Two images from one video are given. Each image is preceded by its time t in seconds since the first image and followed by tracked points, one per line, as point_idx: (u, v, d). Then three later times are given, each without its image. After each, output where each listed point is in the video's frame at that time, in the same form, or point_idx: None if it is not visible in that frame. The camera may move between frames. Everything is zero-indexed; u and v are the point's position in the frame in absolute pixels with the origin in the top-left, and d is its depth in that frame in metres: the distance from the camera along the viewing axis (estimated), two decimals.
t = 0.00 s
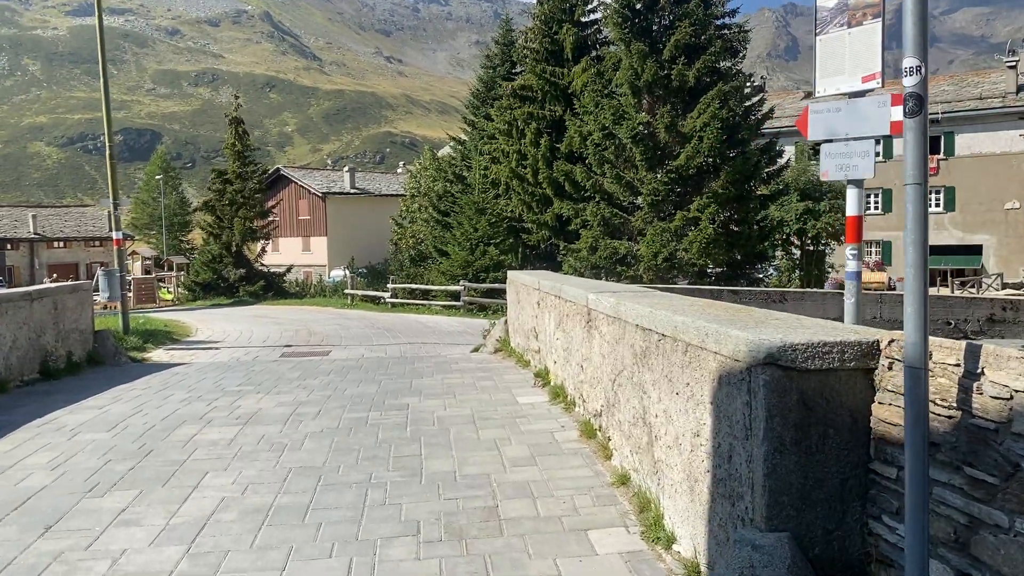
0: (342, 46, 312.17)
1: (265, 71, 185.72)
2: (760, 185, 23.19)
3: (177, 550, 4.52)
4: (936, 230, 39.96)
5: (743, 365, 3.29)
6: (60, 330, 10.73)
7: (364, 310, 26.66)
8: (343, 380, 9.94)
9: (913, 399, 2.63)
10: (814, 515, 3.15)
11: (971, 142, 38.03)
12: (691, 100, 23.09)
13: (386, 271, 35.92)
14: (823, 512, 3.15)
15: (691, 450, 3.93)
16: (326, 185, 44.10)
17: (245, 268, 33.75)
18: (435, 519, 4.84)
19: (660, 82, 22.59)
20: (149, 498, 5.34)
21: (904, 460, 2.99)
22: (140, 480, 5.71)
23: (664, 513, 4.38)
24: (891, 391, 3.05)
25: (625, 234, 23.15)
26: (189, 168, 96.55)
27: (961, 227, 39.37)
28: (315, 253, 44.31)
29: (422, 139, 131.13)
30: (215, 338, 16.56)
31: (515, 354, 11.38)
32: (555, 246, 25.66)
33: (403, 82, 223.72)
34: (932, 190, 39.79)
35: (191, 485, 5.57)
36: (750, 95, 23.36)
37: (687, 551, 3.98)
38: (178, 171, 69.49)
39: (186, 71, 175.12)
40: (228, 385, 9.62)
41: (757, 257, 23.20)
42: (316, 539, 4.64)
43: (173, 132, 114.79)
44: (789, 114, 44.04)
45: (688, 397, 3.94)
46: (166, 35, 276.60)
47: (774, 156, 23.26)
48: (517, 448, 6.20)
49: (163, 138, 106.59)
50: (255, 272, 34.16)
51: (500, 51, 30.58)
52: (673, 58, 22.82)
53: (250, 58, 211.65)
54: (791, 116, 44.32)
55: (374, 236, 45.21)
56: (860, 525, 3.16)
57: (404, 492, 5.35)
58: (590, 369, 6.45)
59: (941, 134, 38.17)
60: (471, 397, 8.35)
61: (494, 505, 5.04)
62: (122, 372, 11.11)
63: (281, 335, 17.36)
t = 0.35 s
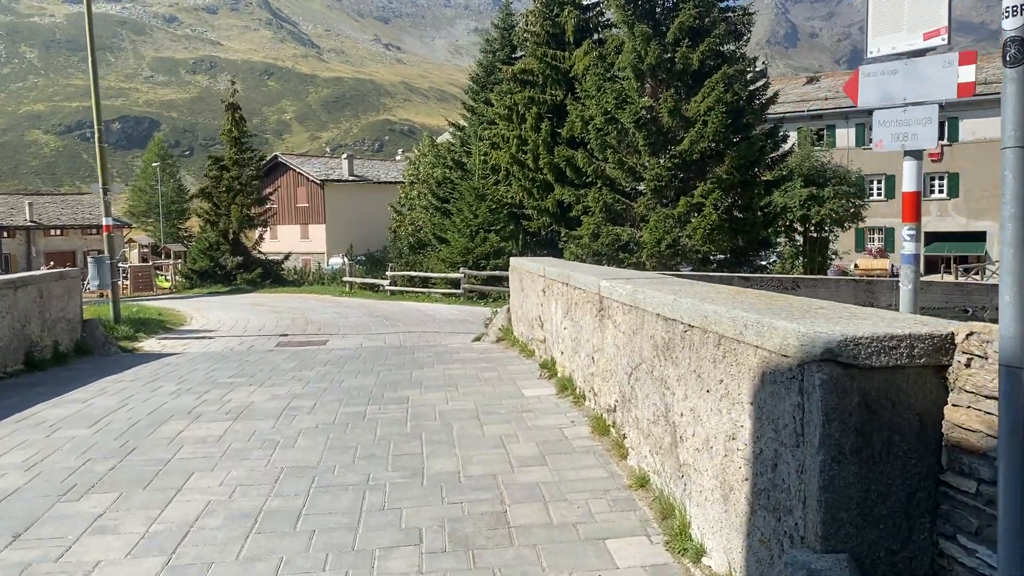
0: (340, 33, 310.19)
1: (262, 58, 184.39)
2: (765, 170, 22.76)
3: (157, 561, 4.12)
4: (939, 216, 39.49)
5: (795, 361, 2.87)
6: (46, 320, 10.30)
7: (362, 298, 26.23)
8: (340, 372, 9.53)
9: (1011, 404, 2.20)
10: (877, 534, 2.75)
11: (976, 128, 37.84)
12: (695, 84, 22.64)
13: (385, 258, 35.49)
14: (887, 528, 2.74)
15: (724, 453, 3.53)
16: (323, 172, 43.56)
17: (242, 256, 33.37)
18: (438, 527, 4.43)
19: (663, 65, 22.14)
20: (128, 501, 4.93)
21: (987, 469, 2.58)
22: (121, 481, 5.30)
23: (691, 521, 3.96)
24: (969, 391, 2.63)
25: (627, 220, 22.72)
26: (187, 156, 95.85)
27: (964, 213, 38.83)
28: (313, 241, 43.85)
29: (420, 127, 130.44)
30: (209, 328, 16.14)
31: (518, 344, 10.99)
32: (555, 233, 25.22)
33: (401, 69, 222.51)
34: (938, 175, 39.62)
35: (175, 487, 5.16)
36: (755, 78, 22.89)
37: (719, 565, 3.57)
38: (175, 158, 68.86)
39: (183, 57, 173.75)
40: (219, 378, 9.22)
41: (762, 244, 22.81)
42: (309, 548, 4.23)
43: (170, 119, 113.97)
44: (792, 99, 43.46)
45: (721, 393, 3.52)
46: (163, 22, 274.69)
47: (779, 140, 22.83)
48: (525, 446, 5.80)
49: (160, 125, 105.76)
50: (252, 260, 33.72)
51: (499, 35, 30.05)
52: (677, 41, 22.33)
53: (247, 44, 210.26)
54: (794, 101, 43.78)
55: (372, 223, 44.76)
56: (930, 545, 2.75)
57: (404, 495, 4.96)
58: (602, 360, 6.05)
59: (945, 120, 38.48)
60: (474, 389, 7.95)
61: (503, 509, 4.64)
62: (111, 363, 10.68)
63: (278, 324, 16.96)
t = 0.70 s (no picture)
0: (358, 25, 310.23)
1: (282, 50, 184.74)
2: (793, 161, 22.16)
3: None
4: (970, 209, 38.68)
5: (892, 406, 2.39)
6: (57, 321, 10.00)
7: (381, 293, 25.90)
8: (359, 378, 9.16)
9: None
10: None
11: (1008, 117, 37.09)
12: (722, 74, 22.07)
13: (403, 252, 35.20)
14: None
15: (795, 500, 3.05)
16: (342, 165, 43.32)
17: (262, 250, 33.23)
18: (466, 565, 4.01)
19: (688, 54, 21.61)
20: (131, 531, 4.57)
21: None
22: (124, 507, 4.94)
23: (751, 569, 3.51)
24: None
25: (651, 213, 22.17)
26: (208, 148, 96.20)
27: (996, 205, 38.17)
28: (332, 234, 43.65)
29: (439, 119, 130.23)
30: (226, 325, 15.86)
31: (542, 346, 10.58)
32: (577, 226, 24.70)
33: (420, 61, 222.31)
34: (967, 167, 38.67)
35: (180, 514, 4.81)
36: (783, 67, 22.27)
37: None
38: (195, 151, 69.00)
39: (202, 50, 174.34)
40: (234, 384, 8.88)
41: (790, 237, 22.20)
42: None
43: (191, 112, 114.41)
44: (817, 89, 42.52)
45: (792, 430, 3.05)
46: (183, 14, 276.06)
47: (808, 131, 22.22)
48: (557, 469, 5.39)
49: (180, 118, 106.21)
50: (272, 254, 33.56)
51: (519, 24, 29.64)
52: (703, 29, 21.74)
53: (267, 36, 210.91)
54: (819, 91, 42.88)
55: (391, 216, 44.48)
56: None
57: (426, 526, 4.54)
58: (640, 374, 5.62)
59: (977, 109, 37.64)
60: (498, 398, 7.57)
61: (537, 545, 4.22)
62: (124, 366, 10.38)
63: (297, 321, 16.68)
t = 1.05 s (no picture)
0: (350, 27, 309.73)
1: (272, 51, 183.94)
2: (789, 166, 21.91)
3: None
4: (961, 217, 38.50)
5: (994, 443, 2.02)
6: (34, 324, 9.54)
7: (371, 297, 25.45)
8: (351, 387, 8.77)
9: None
10: None
11: (1001, 124, 36.74)
12: (717, 78, 21.82)
13: (393, 254, 34.76)
14: None
15: (854, 540, 2.69)
16: (332, 166, 42.87)
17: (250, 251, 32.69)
18: None
19: (684, 58, 21.33)
20: (106, 558, 4.17)
21: None
22: (97, 531, 4.53)
23: None
24: None
25: (646, 218, 21.85)
26: (197, 149, 95.44)
27: (987, 212, 37.90)
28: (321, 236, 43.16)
29: (429, 122, 129.95)
30: (213, 329, 15.40)
31: (542, 354, 10.24)
32: (570, 230, 24.35)
33: (411, 64, 222.05)
34: (959, 175, 38.46)
35: (160, 539, 4.41)
36: (779, 73, 22.03)
37: None
38: (183, 151, 68.31)
39: (191, 50, 173.22)
40: (220, 392, 8.45)
41: (784, 243, 21.94)
42: None
43: (179, 111, 113.45)
44: (809, 95, 42.43)
45: (851, 460, 2.70)
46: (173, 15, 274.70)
47: (803, 136, 21.97)
48: (568, 492, 5.04)
49: (169, 118, 105.35)
50: (260, 255, 33.03)
51: (512, 27, 29.39)
52: (699, 32, 21.48)
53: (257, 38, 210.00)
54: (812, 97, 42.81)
55: (380, 218, 44.04)
56: None
57: (426, 555, 4.16)
58: (656, 388, 5.25)
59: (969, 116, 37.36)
60: (499, 412, 7.22)
61: None
62: (104, 371, 9.93)
63: (286, 325, 16.26)
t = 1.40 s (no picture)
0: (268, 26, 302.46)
1: (185, 49, 177.67)
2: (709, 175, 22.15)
3: None
4: (869, 225, 40.05)
5: (1013, 511, 1.75)
6: None
7: (289, 305, 24.49)
8: (265, 408, 8.17)
9: None
10: None
11: (906, 137, 38.42)
12: (639, 87, 21.93)
13: (312, 259, 33.71)
14: None
15: None
16: (247, 168, 41.30)
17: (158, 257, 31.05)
18: None
19: (607, 66, 21.34)
20: None
21: None
22: None
23: None
24: None
25: (570, 226, 21.72)
26: (103, 149, 91.08)
27: (892, 221, 39.48)
28: (236, 240, 41.56)
29: (350, 124, 127.80)
30: (116, 341, 14.38)
31: (469, 368, 9.83)
32: (494, 237, 24.02)
33: (331, 65, 218.27)
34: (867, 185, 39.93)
35: None
36: (699, 83, 22.30)
37: None
38: (88, 150, 64.94)
39: (97, 44, 165.43)
40: (118, 415, 7.72)
41: (704, 251, 22.22)
42: None
43: (84, 108, 108.08)
44: (726, 105, 43.46)
45: (829, 514, 2.40)
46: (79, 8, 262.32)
47: (722, 146, 22.27)
48: (500, 528, 4.66)
49: (72, 116, 100.19)
50: (170, 260, 31.41)
51: (434, 30, 28.86)
52: (621, 41, 21.54)
53: (170, 35, 202.56)
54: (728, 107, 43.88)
55: (298, 222, 42.74)
56: None
57: None
58: (595, 415, 4.93)
59: (876, 129, 38.93)
60: (425, 436, 6.79)
61: None
62: None
63: (196, 336, 15.36)
